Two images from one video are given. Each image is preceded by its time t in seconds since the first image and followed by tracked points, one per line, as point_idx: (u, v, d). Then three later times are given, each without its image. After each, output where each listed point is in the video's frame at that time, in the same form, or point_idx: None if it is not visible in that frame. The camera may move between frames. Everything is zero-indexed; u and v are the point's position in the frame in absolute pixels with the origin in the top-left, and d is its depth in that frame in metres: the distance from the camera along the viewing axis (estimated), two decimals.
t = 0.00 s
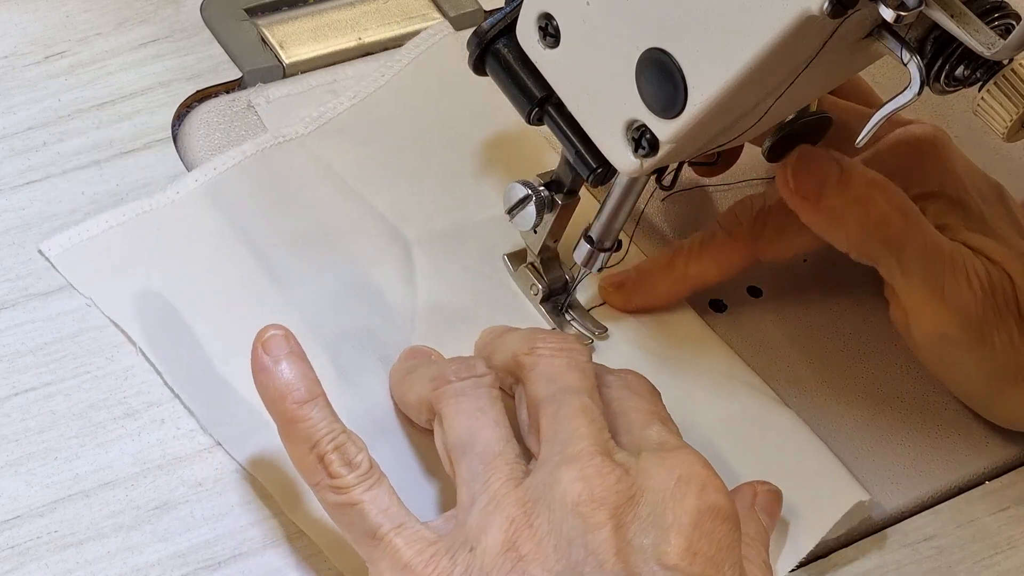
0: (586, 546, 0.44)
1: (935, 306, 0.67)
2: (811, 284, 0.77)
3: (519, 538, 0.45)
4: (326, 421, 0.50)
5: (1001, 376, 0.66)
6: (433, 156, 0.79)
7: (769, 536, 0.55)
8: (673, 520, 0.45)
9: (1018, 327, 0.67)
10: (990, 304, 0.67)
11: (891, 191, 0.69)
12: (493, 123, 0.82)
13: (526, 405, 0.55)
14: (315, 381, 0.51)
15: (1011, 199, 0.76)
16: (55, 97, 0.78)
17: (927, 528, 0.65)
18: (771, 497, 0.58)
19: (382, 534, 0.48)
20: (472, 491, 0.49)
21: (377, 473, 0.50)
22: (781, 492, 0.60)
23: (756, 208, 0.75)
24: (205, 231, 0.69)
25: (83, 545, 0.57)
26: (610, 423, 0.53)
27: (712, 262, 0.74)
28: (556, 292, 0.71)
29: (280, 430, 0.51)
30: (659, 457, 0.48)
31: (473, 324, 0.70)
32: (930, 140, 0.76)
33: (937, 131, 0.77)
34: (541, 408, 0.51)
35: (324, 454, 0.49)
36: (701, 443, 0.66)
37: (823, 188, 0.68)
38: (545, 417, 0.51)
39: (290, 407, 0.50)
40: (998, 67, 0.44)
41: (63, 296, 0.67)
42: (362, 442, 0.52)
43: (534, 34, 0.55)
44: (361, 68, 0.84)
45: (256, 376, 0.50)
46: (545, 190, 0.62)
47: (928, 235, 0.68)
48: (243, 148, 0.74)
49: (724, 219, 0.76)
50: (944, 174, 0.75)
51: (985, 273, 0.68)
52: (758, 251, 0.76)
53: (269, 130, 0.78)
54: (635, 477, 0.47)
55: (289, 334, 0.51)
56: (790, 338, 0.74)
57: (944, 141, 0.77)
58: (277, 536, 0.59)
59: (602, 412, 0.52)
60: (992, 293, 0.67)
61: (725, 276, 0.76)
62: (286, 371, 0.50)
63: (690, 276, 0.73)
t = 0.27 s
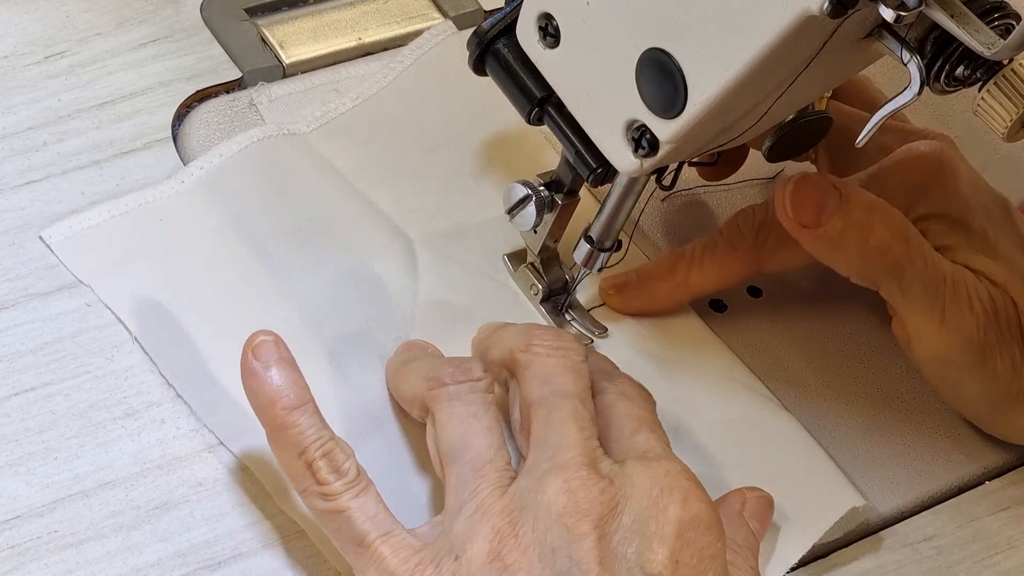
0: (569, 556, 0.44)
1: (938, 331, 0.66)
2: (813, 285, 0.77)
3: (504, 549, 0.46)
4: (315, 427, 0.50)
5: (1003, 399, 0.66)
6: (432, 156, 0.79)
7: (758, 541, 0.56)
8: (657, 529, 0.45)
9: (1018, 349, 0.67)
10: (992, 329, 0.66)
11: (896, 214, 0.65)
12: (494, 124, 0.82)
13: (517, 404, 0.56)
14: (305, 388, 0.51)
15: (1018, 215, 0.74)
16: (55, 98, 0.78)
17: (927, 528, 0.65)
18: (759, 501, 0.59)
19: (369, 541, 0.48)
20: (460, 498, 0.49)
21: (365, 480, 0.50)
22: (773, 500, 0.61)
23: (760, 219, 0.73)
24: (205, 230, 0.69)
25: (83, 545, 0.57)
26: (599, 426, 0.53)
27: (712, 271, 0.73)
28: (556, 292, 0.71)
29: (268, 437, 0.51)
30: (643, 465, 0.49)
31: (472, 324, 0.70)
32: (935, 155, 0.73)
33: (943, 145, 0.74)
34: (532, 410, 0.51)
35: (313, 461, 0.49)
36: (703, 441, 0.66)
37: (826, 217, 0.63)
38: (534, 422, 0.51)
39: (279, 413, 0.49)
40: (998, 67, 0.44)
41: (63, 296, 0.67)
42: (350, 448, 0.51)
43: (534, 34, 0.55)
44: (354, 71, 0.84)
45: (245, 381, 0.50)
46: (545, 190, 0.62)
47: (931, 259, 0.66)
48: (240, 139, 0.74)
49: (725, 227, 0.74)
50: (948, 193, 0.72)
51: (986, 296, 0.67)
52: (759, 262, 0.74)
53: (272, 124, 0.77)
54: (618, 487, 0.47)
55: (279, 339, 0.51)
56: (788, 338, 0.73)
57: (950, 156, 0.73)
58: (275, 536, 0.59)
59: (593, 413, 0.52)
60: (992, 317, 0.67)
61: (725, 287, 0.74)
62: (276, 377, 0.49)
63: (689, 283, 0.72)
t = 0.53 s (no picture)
0: (565, 557, 0.45)
1: (936, 345, 0.65)
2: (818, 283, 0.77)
3: (500, 549, 0.46)
4: (311, 429, 0.50)
5: (1003, 412, 0.65)
6: (432, 156, 0.79)
7: (757, 541, 0.56)
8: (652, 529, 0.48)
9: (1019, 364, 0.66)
10: (993, 344, 0.65)
11: (895, 228, 0.64)
12: (496, 124, 0.82)
13: (515, 402, 0.55)
14: (301, 389, 0.51)
15: (1019, 222, 0.72)
16: (55, 98, 0.78)
17: (927, 528, 0.65)
18: (761, 500, 0.58)
19: (365, 543, 0.48)
20: (456, 499, 0.49)
21: (361, 482, 0.50)
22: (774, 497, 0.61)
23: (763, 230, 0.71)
24: (204, 230, 0.69)
25: (83, 545, 0.57)
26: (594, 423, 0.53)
27: (714, 283, 0.71)
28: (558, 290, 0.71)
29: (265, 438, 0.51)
30: (637, 465, 0.50)
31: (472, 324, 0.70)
32: (937, 165, 0.71)
33: (947, 156, 0.72)
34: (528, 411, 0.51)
35: (309, 462, 0.49)
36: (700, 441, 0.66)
37: (823, 231, 0.62)
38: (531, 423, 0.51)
39: (275, 415, 0.49)
40: (997, 67, 0.43)
41: (63, 296, 0.67)
42: (346, 451, 0.51)
43: (533, 33, 0.55)
44: (377, 64, 0.85)
45: (241, 383, 0.50)
46: (557, 166, 0.61)
47: (930, 273, 0.65)
48: (241, 140, 0.74)
49: (728, 237, 0.72)
50: (950, 206, 0.70)
51: (987, 310, 0.66)
52: (761, 274, 0.72)
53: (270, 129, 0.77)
54: (614, 488, 0.48)
55: (275, 341, 0.51)
56: (788, 339, 0.74)
57: (954, 167, 0.71)
58: (274, 536, 0.59)
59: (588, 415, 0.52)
60: (994, 332, 0.65)
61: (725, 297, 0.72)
62: (272, 379, 0.49)
63: (688, 292, 0.71)
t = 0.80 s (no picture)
0: (565, 556, 0.46)
1: (934, 352, 0.65)
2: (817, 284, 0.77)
3: (501, 548, 0.46)
4: (311, 428, 0.50)
5: (1002, 418, 0.65)
6: (432, 156, 0.79)
7: (757, 541, 0.56)
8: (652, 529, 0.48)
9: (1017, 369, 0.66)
10: (991, 350, 0.65)
11: (894, 235, 0.63)
12: (497, 124, 0.82)
13: (515, 401, 0.55)
14: (301, 389, 0.51)
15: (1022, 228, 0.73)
16: (55, 98, 0.78)
17: (927, 528, 0.65)
18: (760, 500, 0.58)
19: (365, 542, 0.48)
20: (455, 499, 0.49)
21: (361, 481, 0.50)
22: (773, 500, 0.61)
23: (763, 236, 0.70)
24: (204, 230, 0.69)
25: (83, 545, 0.57)
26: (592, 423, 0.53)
27: (713, 288, 0.70)
28: (556, 292, 0.72)
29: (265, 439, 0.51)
30: (637, 466, 0.50)
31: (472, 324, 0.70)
32: (938, 170, 0.70)
33: (948, 162, 0.71)
34: (528, 410, 0.51)
35: (309, 462, 0.49)
36: (698, 441, 0.66)
37: (822, 240, 0.61)
38: (531, 422, 0.51)
39: (275, 414, 0.49)
40: (997, 67, 0.44)
41: (63, 296, 0.67)
42: (346, 451, 0.51)
43: (533, 33, 0.55)
44: (380, 64, 0.84)
45: (241, 383, 0.50)
46: (545, 190, 0.62)
47: (929, 281, 0.64)
48: (240, 139, 0.74)
49: (730, 241, 0.71)
50: (951, 212, 0.70)
51: (986, 316, 0.66)
52: (762, 279, 0.71)
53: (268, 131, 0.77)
54: (614, 488, 0.48)
55: (275, 341, 0.51)
56: (788, 339, 0.74)
57: (955, 173, 0.71)
58: (274, 536, 0.59)
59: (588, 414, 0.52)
60: (992, 338, 0.65)
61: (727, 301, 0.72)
62: (272, 379, 0.49)
63: (689, 297, 0.70)
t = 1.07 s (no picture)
0: (567, 551, 0.46)
1: (931, 353, 0.65)
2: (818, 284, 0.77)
3: (503, 544, 0.46)
4: (312, 427, 0.50)
5: (1000, 420, 0.65)
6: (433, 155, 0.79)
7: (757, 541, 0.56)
8: (655, 525, 0.47)
9: (1016, 371, 0.66)
10: (989, 353, 0.65)
11: (891, 236, 0.63)
12: (497, 124, 0.82)
13: (514, 399, 0.55)
14: (301, 389, 0.51)
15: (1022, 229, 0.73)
16: (55, 98, 0.78)
17: (927, 528, 0.65)
18: (759, 501, 0.58)
19: (367, 540, 0.48)
20: (457, 496, 0.49)
21: (362, 480, 0.50)
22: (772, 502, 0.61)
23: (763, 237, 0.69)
24: (204, 230, 0.69)
25: (83, 545, 0.57)
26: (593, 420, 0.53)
27: (713, 288, 0.70)
28: (556, 292, 0.72)
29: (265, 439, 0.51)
30: (639, 461, 0.50)
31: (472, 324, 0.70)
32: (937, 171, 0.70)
33: (948, 163, 0.72)
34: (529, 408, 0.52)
35: (310, 461, 0.49)
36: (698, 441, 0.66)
37: (818, 241, 0.62)
38: (533, 420, 0.51)
39: (275, 414, 0.49)
40: (997, 67, 0.44)
41: (63, 296, 0.67)
42: (347, 449, 0.51)
43: (533, 34, 0.55)
44: (380, 63, 0.84)
45: (241, 383, 0.50)
46: (545, 190, 0.62)
47: (927, 282, 0.64)
48: (240, 139, 0.74)
49: (730, 242, 0.71)
50: (950, 214, 0.70)
51: (985, 318, 0.65)
52: (762, 280, 0.70)
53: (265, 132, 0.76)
54: (616, 483, 0.48)
55: (275, 341, 0.51)
56: (788, 339, 0.74)
57: (954, 174, 0.71)
58: (275, 536, 0.59)
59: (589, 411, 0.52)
60: (991, 341, 0.65)
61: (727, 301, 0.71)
62: (272, 378, 0.49)
63: (689, 298, 0.70)
